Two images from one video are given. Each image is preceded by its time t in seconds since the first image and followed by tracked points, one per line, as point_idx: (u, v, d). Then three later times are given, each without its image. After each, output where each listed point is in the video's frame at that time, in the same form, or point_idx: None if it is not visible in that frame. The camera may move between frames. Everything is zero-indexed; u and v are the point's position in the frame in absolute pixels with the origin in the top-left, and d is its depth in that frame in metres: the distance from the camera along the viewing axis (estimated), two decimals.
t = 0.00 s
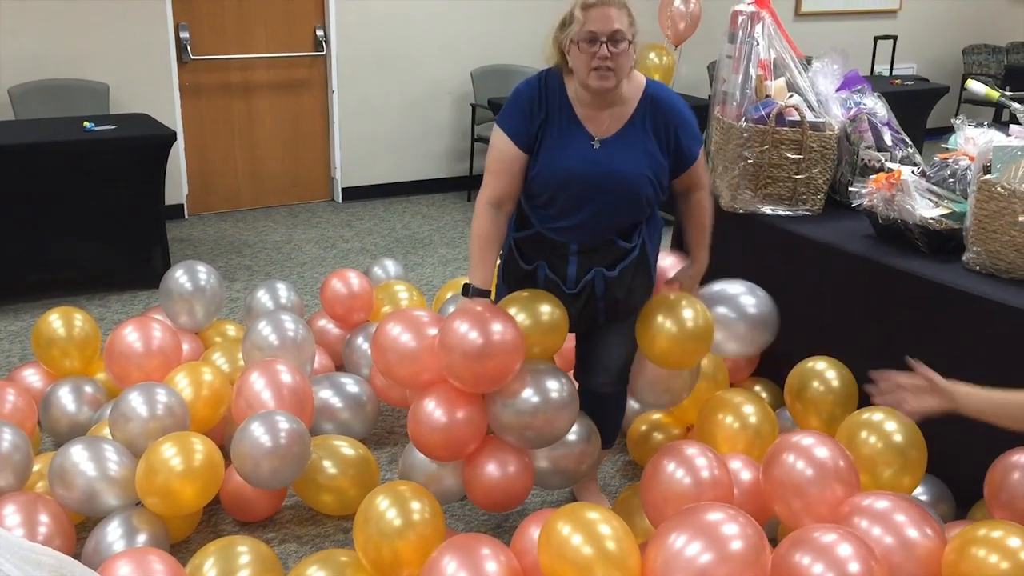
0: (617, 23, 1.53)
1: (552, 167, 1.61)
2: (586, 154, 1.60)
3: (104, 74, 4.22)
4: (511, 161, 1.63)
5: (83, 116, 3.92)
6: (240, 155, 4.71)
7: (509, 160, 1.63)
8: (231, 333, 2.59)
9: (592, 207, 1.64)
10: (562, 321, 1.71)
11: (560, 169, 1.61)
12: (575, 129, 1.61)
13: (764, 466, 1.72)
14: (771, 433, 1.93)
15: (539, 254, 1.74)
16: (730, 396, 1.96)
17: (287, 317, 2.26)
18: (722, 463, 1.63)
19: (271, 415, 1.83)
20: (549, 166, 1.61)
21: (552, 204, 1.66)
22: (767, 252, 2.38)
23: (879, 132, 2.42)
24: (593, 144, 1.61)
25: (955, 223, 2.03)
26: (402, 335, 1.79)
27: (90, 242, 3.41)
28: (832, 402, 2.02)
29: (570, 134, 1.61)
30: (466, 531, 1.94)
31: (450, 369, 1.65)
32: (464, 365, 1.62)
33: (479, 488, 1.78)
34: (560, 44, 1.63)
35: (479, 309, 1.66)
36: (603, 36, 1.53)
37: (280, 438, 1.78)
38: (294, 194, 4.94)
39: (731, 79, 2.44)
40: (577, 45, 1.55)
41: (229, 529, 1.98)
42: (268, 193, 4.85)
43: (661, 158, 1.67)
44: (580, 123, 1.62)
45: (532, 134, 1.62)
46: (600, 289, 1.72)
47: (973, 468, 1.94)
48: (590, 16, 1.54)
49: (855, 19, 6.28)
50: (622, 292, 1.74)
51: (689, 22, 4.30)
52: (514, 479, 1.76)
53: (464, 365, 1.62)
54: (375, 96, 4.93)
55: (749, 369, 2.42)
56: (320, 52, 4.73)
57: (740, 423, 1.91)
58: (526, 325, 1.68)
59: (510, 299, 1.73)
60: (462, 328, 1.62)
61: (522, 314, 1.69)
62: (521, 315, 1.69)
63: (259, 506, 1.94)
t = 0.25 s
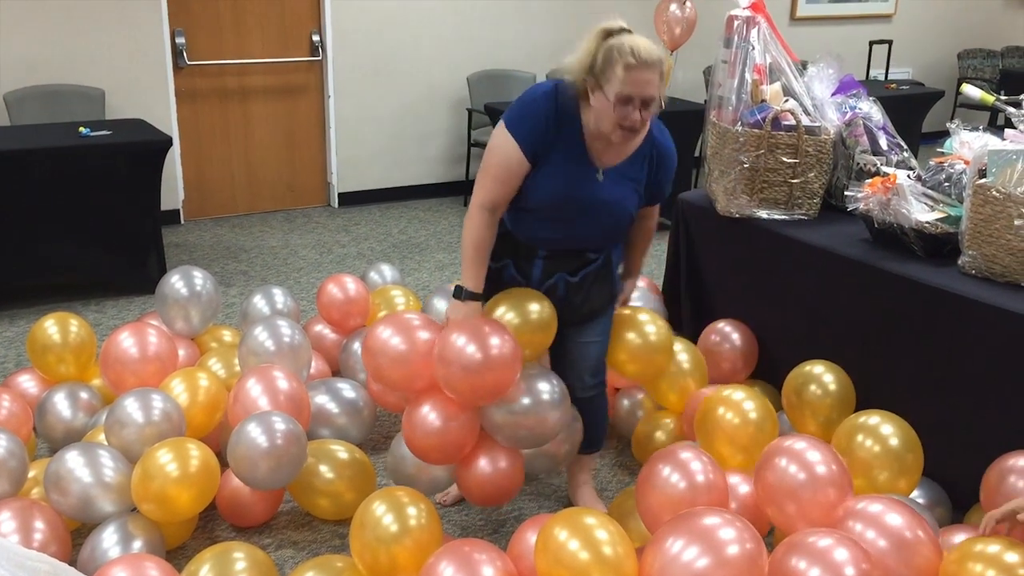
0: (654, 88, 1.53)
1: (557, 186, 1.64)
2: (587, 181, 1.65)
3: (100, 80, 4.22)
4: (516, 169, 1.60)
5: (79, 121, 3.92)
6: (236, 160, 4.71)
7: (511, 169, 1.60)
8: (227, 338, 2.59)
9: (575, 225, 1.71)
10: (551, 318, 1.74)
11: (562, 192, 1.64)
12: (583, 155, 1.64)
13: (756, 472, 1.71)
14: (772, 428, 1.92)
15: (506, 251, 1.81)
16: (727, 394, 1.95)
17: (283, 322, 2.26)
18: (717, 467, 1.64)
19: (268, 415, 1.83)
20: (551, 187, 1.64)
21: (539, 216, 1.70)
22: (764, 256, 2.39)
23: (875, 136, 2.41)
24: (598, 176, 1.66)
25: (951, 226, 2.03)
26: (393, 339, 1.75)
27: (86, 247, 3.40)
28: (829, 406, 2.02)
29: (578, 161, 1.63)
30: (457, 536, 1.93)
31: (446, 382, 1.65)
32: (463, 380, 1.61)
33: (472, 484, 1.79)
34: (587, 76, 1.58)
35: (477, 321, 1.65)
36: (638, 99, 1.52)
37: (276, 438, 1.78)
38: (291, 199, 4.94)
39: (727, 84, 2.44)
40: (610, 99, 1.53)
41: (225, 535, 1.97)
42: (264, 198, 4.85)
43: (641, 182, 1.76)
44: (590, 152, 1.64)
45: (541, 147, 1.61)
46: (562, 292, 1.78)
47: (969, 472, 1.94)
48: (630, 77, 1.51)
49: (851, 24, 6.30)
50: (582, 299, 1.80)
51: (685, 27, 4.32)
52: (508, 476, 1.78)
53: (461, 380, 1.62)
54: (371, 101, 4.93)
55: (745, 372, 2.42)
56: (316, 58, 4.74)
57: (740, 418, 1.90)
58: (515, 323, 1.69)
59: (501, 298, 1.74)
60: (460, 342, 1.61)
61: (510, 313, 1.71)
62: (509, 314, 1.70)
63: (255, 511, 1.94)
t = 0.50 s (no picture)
0: (652, 149, 1.58)
1: (555, 208, 1.69)
2: (581, 207, 1.71)
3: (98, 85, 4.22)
4: (519, 188, 1.62)
5: (77, 126, 3.92)
6: (234, 165, 4.71)
7: (515, 186, 1.62)
8: (225, 344, 2.59)
9: (563, 245, 1.78)
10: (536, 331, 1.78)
11: (557, 216, 1.70)
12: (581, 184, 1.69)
13: (761, 471, 1.71)
14: (765, 441, 1.92)
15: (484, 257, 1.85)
16: (721, 407, 1.95)
17: (281, 327, 2.26)
18: (714, 470, 1.64)
19: (266, 419, 1.83)
20: (546, 212, 1.69)
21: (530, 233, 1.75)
22: (761, 260, 2.39)
23: (872, 141, 2.43)
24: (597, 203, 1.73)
25: (948, 231, 2.04)
26: (383, 354, 1.69)
27: (84, 253, 3.40)
28: (825, 409, 2.02)
29: (575, 190, 1.68)
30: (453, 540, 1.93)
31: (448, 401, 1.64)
32: (468, 403, 1.61)
33: (451, 493, 1.78)
34: (598, 112, 1.61)
35: (482, 343, 1.65)
36: (633, 154, 1.58)
37: (274, 440, 1.78)
38: (289, 204, 4.94)
39: (725, 89, 2.45)
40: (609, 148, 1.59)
41: (224, 541, 1.96)
42: (262, 203, 4.85)
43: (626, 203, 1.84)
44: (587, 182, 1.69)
45: (545, 170, 1.64)
46: (534, 299, 1.83)
47: (967, 476, 1.95)
48: (633, 136, 1.56)
49: (848, 29, 6.32)
50: (552, 306, 1.85)
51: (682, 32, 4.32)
52: (486, 489, 1.80)
53: (467, 403, 1.61)
54: (369, 106, 4.94)
55: (743, 376, 2.42)
56: (315, 63, 4.74)
57: (732, 432, 1.89)
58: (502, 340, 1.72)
59: (486, 316, 1.77)
60: (466, 363, 1.61)
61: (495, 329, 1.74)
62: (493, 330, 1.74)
63: (253, 517, 1.93)
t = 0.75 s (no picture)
0: (640, 165, 1.58)
1: (546, 216, 1.68)
2: (569, 215, 1.70)
3: (98, 89, 4.23)
4: (508, 198, 1.60)
5: (77, 130, 3.92)
6: (234, 168, 4.71)
7: (504, 196, 1.60)
8: (225, 347, 2.59)
9: (553, 250, 1.78)
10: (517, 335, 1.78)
11: (547, 225, 1.70)
12: (569, 192, 1.68)
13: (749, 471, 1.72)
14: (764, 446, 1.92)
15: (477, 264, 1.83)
16: (720, 412, 1.95)
17: (280, 330, 2.26)
18: (708, 472, 1.64)
19: (265, 423, 1.83)
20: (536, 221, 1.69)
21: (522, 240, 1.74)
22: (760, 263, 2.39)
23: (872, 144, 2.43)
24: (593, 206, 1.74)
25: (947, 233, 2.04)
26: (371, 366, 1.68)
27: (84, 256, 3.40)
28: (824, 411, 2.02)
29: (564, 198, 1.68)
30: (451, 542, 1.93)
31: (442, 403, 1.64)
32: (461, 401, 1.61)
33: (450, 504, 1.79)
34: (590, 122, 1.61)
35: (471, 341, 1.66)
36: (621, 169, 1.58)
37: (274, 441, 1.79)
38: (288, 207, 4.94)
39: (724, 92, 2.45)
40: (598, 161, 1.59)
41: (224, 545, 1.96)
42: (262, 206, 4.85)
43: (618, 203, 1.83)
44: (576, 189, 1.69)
45: (535, 180, 1.63)
46: (530, 303, 1.83)
47: (967, 479, 1.95)
48: (623, 153, 1.56)
49: (847, 31, 6.32)
50: (548, 309, 1.84)
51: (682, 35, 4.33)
52: (486, 496, 1.80)
53: (461, 401, 1.61)
54: (369, 109, 4.94)
55: (745, 379, 2.42)
56: (314, 66, 4.74)
57: (732, 437, 1.89)
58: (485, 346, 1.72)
59: (463, 322, 1.76)
60: (457, 361, 1.61)
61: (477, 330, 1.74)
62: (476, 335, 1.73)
63: (252, 520, 1.93)
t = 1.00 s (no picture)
0: (624, 162, 1.55)
1: (533, 215, 1.67)
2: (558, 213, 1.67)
3: (97, 89, 4.23)
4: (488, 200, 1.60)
5: (76, 130, 3.92)
6: (233, 168, 4.71)
7: (486, 196, 1.59)
8: (225, 346, 2.59)
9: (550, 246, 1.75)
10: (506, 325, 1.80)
11: (538, 224, 1.68)
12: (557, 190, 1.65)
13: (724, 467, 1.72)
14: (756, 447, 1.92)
15: (477, 263, 1.84)
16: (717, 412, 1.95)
17: (280, 329, 2.26)
18: (693, 470, 1.64)
19: (265, 422, 1.83)
20: (526, 222, 1.67)
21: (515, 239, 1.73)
22: (760, 262, 2.39)
23: (871, 143, 2.43)
24: (577, 205, 1.69)
25: (946, 232, 2.04)
26: (373, 371, 1.70)
27: (83, 255, 3.40)
28: (833, 412, 2.03)
29: (551, 197, 1.66)
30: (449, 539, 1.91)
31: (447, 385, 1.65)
32: (463, 377, 1.62)
33: (480, 489, 1.79)
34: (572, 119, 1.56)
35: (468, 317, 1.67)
36: (605, 167, 1.54)
37: (274, 442, 1.78)
38: (288, 206, 4.94)
39: (723, 92, 2.46)
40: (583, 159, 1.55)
41: (223, 544, 1.96)
42: (261, 206, 4.85)
43: (627, 196, 1.79)
44: (563, 187, 1.66)
45: (518, 180, 1.61)
46: (532, 301, 1.81)
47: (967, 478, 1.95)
48: (606, 150, 1.52)
49: (846, 31, 6.32)
50: (551, 306, 1.83)
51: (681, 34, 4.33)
52: (516, 478, 1.80)
53: (466, 376, 1.62)
54: (368, 109, 4.94)
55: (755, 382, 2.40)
56: (313, 66, 4.74)
57: (725, 438, 1.89)
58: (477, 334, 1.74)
59: (455, 308, 1.77)
60: (456, 338, 1.62)
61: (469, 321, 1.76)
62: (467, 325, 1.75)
63: (252, 520, 1.93)
